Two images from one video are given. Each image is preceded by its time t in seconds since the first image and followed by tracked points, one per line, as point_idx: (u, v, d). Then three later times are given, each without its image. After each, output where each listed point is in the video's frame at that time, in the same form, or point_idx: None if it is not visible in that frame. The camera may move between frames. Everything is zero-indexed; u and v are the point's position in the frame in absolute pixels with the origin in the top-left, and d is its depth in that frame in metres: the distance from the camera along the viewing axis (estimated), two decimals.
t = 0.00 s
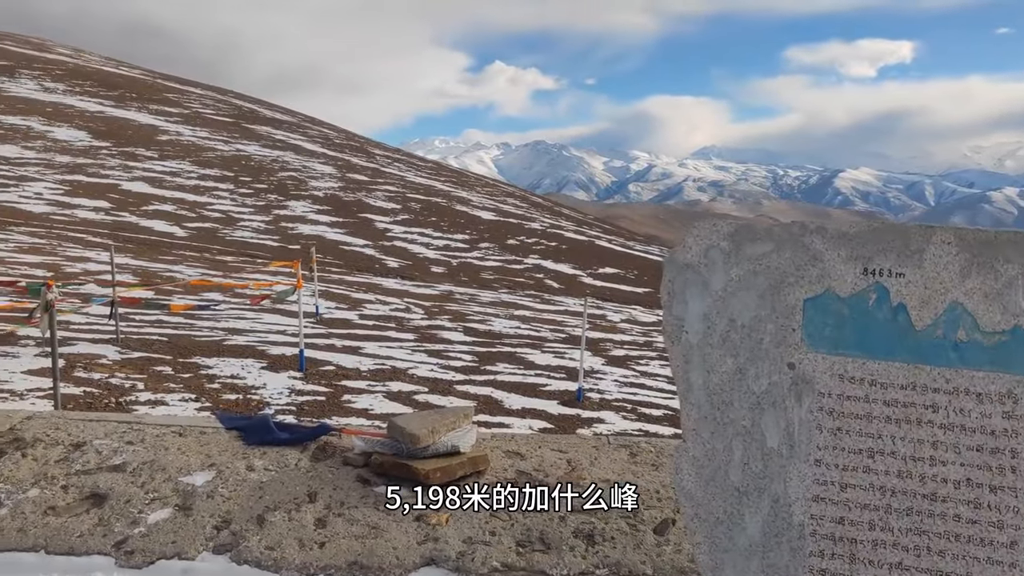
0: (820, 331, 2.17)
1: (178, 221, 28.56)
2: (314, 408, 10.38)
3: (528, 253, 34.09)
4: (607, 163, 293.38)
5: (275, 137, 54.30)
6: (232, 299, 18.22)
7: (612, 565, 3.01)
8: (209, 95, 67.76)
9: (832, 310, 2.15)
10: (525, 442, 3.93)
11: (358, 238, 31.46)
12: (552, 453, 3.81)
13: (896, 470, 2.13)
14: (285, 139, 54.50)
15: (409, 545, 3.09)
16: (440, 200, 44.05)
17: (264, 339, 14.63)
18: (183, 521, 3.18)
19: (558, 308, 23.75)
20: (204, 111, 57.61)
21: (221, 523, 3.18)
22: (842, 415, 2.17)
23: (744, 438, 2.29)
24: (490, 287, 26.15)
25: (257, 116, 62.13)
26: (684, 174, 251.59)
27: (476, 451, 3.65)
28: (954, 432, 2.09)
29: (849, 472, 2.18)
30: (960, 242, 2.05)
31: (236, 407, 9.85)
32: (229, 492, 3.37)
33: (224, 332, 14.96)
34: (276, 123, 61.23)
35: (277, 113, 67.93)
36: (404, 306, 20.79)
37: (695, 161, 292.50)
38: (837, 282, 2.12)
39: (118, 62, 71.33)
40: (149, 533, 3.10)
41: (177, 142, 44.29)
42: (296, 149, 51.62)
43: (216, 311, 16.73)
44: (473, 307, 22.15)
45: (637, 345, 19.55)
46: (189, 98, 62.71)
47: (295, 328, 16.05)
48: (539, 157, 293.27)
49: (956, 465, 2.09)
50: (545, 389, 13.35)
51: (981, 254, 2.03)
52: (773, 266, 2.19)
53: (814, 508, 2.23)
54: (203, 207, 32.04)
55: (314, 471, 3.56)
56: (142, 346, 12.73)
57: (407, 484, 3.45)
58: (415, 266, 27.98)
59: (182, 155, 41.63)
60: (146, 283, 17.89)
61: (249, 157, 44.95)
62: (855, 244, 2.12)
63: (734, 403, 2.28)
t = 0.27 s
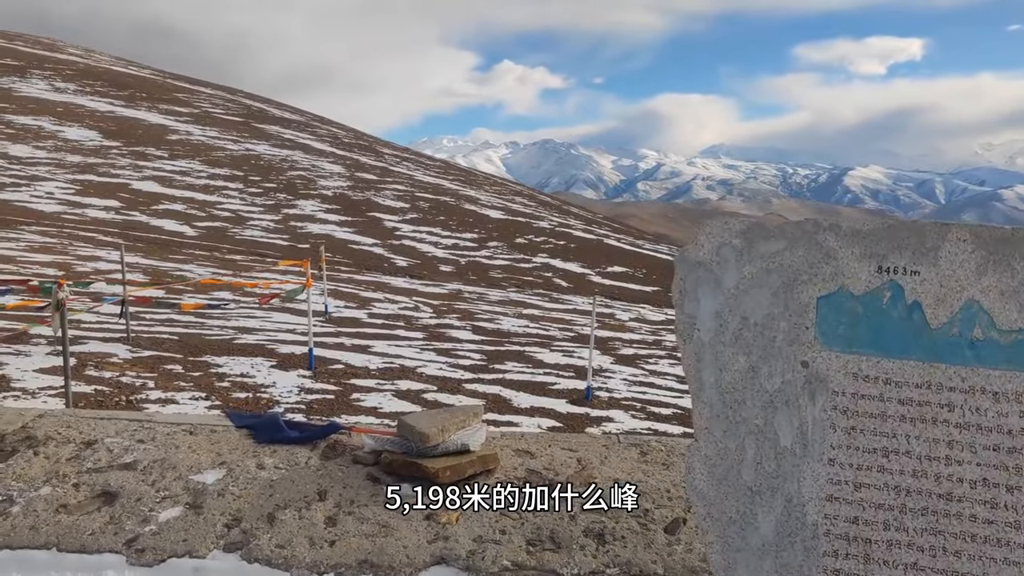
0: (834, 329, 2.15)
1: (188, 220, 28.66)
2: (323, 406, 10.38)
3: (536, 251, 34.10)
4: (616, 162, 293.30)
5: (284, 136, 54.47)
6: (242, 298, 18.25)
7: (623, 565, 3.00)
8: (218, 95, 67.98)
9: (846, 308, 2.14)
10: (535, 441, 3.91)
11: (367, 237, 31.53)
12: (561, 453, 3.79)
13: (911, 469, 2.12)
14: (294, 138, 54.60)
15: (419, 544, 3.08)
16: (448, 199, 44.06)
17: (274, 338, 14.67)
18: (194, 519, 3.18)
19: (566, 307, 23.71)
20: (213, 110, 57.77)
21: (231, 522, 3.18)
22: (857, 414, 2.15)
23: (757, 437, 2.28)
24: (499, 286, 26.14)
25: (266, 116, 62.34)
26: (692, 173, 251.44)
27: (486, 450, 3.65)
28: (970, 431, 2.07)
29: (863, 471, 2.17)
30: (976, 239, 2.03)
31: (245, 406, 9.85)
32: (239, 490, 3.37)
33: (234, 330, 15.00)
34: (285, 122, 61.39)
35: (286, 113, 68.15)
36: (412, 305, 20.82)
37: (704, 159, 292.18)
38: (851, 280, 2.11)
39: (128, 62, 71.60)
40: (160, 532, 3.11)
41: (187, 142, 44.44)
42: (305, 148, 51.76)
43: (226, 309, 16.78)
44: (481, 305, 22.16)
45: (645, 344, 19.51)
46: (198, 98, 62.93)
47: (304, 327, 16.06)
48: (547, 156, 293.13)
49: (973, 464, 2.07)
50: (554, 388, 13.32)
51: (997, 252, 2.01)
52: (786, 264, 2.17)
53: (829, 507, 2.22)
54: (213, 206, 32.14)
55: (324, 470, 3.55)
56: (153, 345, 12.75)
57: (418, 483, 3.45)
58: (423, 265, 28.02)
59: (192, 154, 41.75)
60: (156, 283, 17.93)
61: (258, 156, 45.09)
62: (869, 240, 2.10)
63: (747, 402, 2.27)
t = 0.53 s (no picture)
0: (849, 327, 2.13)
1: (191, 218, 28.68)
2: (327, 404, 10.37)
3: (539, 249, 34.09)
4: (619, 160, 293.20)
5: (287, 134, 54.52)
6: (245, 295, 18.27)
7: (631, 564, 2.98)
8: (221, 93, 68.06)
9: (861, 305, 2.12)
10: (542, 439, 3.90)
11: (370, 234, 31.53)
12: (568, 451, 3.77)
13: (927, 468, 2.09)
14: (297, 136, 54.64)
15: (426, 543, 3.06)
16: (451, 197, 44.06)
17: (277, 335, 14.66)
18: (199, 517, 3.16)
19: (569, 305, 23.71)
20: (216, 108, 57.83)
21: (237, 520, 3.16)
22: (872, 412, 2.13)
23: (771, 436, 2.28)
24: (501, 284, 26.14)
25: (269, 114, 62.41)
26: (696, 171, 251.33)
27: (493, 449, 3.63)
28: (988, 430, 2.04)
29: (878, 471, 2.15)
30: (993, 234, 2.01)
31: (250, 403, 9.85)
32: (245, 488, 3.36)
33: (237, 328, 15.01)
34: (288, 120, 61.44)
35: (289, 110, 68.24)
36: (415, 302, 20.81)
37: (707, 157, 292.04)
38: (865, 278, 2.09)
39: (131, 60, 71.70)
40: (165, 529, 3.09)
41: (190, 140, 44.48)
42: (308, 145, 51.79)
43: (229, 307, 16.78)
44: (484, 303, 22.15)
45: (648, 342, 19.50)
46: (202, 95, 62.99)
47: (308, 325, 16.07)
48: (550, 153, 293.06)
49: (991, 467, 2.05)
50: (557, 386, 13.32)
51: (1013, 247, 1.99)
52: (799, 260, 2.16)
53: (843, 507, 2.21)
54: (216, 204, 32.16)
55: (330, 468, 3.54)
56: (157, 342, 12.75)
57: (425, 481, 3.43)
58: (426, 262, 28.02)
59: (195, 152, 41.78)
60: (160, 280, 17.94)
61: (261, 154, 45.12)
62: (884, 234, 2.08)
63: (760, 401, 2.27)
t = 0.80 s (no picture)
0: (877, 327, 2.19)
1: (185, 216, 28.54)
2: (323, 403, 10.27)
3: (535, 247, 34.01)
4: (614, 158, 293.38)
5: (282, 132, 54.32)
6: (240, 294, 18.15)
7: (641, 568, 2.91)
8: (215, 91, 67.84)
9: (889, 305, 2.16)
10: (547, 440, 3.82)
11: (365, 233, 31.42)
12: (574, 453, 3.69)
13: (960, 473, 2.15)
14: (292, 134, 54.46)
15: (431, 548, 2.98)
16: (447, 195, 43.95)
17: (272, 334, 14.57)
18: (198, 522, 3.08)
19: (565, 303, 23.62)
20: (210, 106, 57.62)
21: (236, 526, 3.07)
22: (902, 415, 2.19)
23: (796, 440, 2.37)
24: (497, 282, 26.05)
25: (263, 112, 62.19)
26: (690, 169, 251.55)
27: (498, 451, 3.55)
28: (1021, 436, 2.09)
29: (910, 477, 2.21)
30: None
31: (245, 403, 9.74)
32: (244, 492, 3.27)
33: (232, 326, 14.90)
34: (282, 118, 61.24)
35: (283, 109, 68.03)
36: (411, 301, 20.73)
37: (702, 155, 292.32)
38: (895, 275, 2.13)
39: (125, 58, 71.46)
40: (162, 535, 3.01)
41: (184, 138, 44.29)
42: (303, 144, 51.62)
43: (224, 306, 16.67)
44: (480, 301, 22.07)
45: (645, 340, 19.43)
46: (195, 93, 62.76)
47: (303, 324, 15.96)
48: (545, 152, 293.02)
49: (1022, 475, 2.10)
50: (553, 384, 13.24)
51: None
52: (825, 257, 2.21)
53: (872, 514, 2.27)
54: (211, 202, 32.01)
55: (330, 471, 3.45)
56: (151, 341, 12.64)
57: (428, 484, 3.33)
58: (422, 261, 27.91)
59: (189, 150, 41.59)
60: (153, 279, 17.82)
61: (255, 152, 44.94)
62: (911, 229, 2.11)
63: (785, 403, 2.36)
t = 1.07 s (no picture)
0: (925, 333, 2.02)
1: (175, 214, 28.32)
2: (315, 402, 10.15)
3: (527, 244, 33.90)
4: (605, 154, 293.50)
5: (272, 129, 54.04)
6: (230, 292, 17.98)
7: None
8: (204, 87, 67.48)
9: (939, 309, 1.99)
10: (556, 445, 3.72)
11: (356, 230, 31.25)
12: (586, 458, 3.60)
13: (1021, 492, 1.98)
14: (281, 131, 54.20)
15: (440, 560, 2.86)
16: (438, 191, 43.81)
17: (263, 332, 14.42)
18: (196, 535, 2.95)
19: (558, 299, 23.55)
20: (199, 103, 57.29)
21: (237, 538, 2.95)
22: (954, 428, 2.02)
23: (842, 453, 2.22)
24: (490, 279, 25.95)
25: (253, 109, 61.87)
26: (681, 165, 251.86)
27: (506, 458, 3.45)
28: None
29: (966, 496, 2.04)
30: None
31: (237, 402, 9.61)
32: (245, 503, 3.15)
33: (223, 325, 14.74)
34: (272, 115, 60.94)
35: (273, 106, 67.70)
36: (403, 298, 20.60)
37: (693, 151, 292.68)
38: (944, 278, 1.97)
39: (113, 54, 70.97)
40: (159, 548, 2.88)
41: (173, 134, 43.98)
42: (293, 140, 51.35)
43: (215, 304, 16.50)
44: (473, 298, 21.96)
45: (638, 336, 19.37)
46: (185, 90, 62.36)
47: (295, 322, 15.81)
48: (536, 148, 292.95)
49: None
50: (547, 381, 13.15)
51: None
52: (868, 261, 2.08)
53: (923, 534, 2.12)
54: (201, 199, 31.78)
55: (335, 479, 3.33)
56: (140, 340, 12.47)
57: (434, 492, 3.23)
58: (414, 258, 27.77)
59: (179, 147, 41.30)
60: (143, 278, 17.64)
61: (245, 149, 44.67)
62: (962, 229, 1.97)
63: (828, 415, 2.21)
